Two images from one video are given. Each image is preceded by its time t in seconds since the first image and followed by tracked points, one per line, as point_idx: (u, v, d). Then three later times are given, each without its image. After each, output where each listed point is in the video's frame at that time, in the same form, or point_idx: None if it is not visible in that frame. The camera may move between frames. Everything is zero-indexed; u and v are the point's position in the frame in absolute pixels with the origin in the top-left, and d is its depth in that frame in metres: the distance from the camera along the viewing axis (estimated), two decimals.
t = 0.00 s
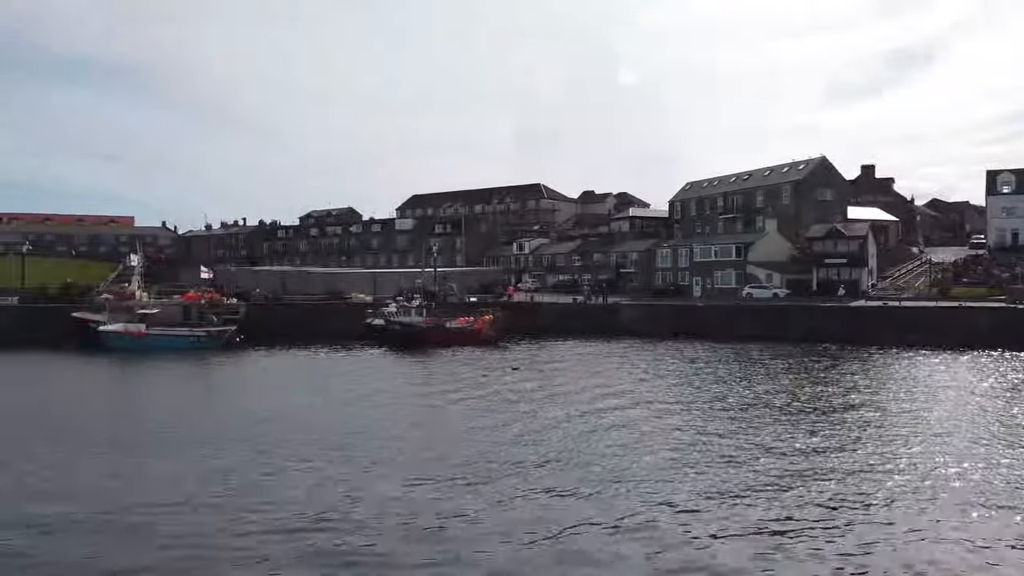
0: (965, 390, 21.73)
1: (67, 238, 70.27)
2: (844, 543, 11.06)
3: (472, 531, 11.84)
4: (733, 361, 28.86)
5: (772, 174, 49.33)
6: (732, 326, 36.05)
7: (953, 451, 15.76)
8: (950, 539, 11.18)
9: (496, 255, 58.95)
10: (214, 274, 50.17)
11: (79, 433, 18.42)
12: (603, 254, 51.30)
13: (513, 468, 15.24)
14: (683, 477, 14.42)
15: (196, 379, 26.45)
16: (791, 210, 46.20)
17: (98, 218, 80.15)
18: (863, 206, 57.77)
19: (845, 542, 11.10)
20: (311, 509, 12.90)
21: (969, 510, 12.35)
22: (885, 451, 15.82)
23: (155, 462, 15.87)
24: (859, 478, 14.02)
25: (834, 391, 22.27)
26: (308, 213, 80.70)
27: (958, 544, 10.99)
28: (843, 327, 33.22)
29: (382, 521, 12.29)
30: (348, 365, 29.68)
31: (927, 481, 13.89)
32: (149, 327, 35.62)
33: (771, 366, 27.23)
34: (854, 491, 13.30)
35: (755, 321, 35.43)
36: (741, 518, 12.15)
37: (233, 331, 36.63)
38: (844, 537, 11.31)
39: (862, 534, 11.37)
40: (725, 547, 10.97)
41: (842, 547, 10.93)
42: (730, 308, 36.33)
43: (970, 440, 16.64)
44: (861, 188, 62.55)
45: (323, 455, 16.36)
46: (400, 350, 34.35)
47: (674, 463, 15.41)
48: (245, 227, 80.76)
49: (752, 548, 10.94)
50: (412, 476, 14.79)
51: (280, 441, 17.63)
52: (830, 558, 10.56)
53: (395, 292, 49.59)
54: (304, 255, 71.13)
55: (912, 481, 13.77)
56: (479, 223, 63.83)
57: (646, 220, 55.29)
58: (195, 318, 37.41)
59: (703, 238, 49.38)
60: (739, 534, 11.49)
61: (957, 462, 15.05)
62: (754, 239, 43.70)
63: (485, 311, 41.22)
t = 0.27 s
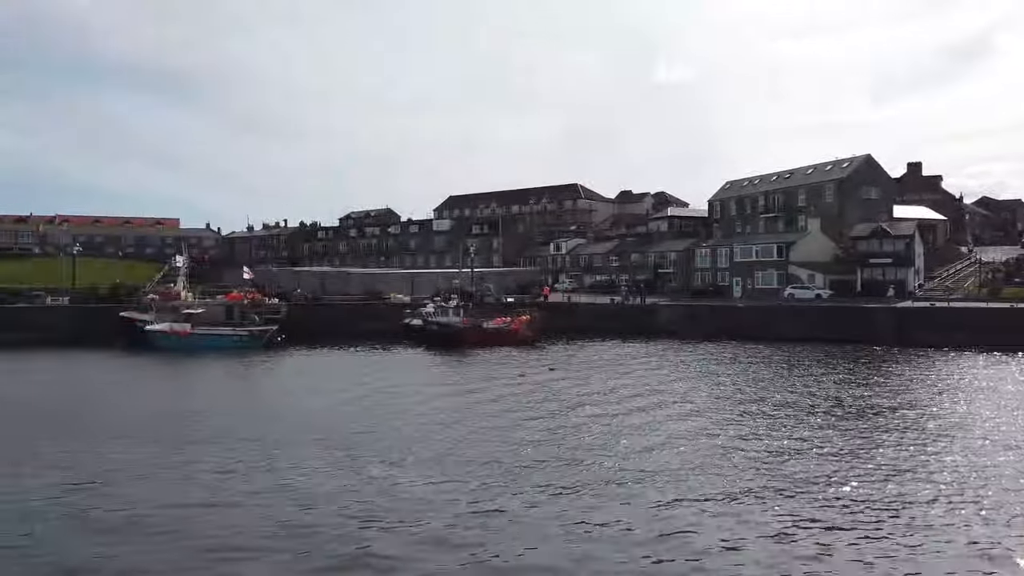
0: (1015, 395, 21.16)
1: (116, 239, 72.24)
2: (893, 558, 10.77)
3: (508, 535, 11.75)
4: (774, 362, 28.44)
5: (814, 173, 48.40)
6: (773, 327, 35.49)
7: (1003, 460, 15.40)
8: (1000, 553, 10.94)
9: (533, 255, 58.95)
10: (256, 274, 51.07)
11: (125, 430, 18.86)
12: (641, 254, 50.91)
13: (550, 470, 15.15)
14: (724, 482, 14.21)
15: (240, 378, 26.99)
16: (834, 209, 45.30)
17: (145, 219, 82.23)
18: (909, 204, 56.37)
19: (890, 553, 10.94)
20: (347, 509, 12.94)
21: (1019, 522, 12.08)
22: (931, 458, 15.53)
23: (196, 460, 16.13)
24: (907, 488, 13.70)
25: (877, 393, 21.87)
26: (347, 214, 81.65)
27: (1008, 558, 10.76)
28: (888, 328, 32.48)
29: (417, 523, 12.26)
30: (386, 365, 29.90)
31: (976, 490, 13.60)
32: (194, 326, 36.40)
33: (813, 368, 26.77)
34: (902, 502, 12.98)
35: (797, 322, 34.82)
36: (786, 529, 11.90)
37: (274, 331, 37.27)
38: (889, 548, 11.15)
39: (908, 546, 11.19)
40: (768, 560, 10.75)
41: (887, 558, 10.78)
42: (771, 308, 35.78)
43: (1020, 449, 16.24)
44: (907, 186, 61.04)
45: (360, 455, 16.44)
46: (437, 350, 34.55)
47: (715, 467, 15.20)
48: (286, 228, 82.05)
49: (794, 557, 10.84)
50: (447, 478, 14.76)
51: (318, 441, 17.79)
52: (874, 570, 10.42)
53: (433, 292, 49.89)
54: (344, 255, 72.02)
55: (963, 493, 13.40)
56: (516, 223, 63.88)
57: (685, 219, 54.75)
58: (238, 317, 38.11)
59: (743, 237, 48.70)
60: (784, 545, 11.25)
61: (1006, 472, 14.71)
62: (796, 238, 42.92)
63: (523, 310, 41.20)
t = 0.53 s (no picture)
0: None
1: (161, 240, 74.02)
2: (943, 568, 10.44)
3: (542, 539, 11.56)
4: (816, 363, 27.96)
5: (858, 170, 47.40)
6: (814, 328, 34.86)
7: None
8: None
9: (569, 256, 58.81)
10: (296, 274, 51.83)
11: (167, 428, 19.18)
12: (679, 254, 50.40)
13: (587, 473, 14.95)
14: (766, 486, 13.95)
15: (281, 377, 27.45)
16: (878, 207, 44.31)
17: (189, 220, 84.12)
18: (957, 203, 54.87)
19: (936, 558, 10.74)
20: (383, 510, 12.88)
21: None
22: (978, 462, 15.19)
23: (239, 458, 16.35)
24: (953, 492, 13.44)
25: (922, 395, 21.41)
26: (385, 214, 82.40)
27: None
28: (934, 330, 31.69)
29: (452, 527, 12.12)
30: (423, 365, 30.04)
31: None
32: (235, 325, 37.02)
33: (856, 370, 26.26)
34: (952, 509, 12.61)
35: (840, 323, 34.14)
36: (831, 535, 11.61)
37: (314, 330, 37.78)
38: (935, 552, 10.96)
39: (955, 551, 10.97)
40: (813, 566, 10.49)
41: (933, 563, 10.59)
42: (812, 308, 35.16)
43: None
44: (954, 184, 59.42)
45: (400, 455, 16.49)
46: (474, 351, 34.65)
47: (755, 470, 14.94)
48: (325, 228, 83.13)
49: (839, 560, 10.69)
50: (482, 480, 14.62)
51: (356, 441, 17.86)
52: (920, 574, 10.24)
53: (470, 292, 50.06)
54: (381, 256, 72.71)
55: (1018, 500, 12.96)
56: (552, 223, 63.81)
57: (723, 219, 54.09)
58: (278, 317, 38.66)
59: (784, 237, 47.89)
60: (829, 552, 10.97)
61: None
62: (838, 237, 42.06)
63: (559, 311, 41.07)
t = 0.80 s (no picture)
0: None
1: (205, 241, 75.65)
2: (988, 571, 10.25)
3: (578, 542, 11.44)
4: (858, 364, 27.44)
5: (903, 167, 46.29)
6: (857, 327, 34.20)
7: None
8: None
9: (606, 255, 58.55)
10: (335, 273, 52.48)
11: (210, 425, 19.54)
12: (718, 253, 49.77)
13: (624, 474, 14.83)
14: (807, 487, 13.75)
15: (321, 375, 27.85)
16: (925, 205, 43.23)
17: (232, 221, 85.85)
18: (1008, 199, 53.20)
19: (980, 561, 10.54)
20: (418, 510, 12.89)
21: None
22: None
23: (282, 454, 16.67)
24: (998, 495, 13.15)
25: (968, 397, 20.91)
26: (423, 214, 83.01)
27: None
28: (983, 329, 30.85)
29: (487, 528, 12.07)
30: (461, 364, 30.14)
31: None
32: (276, 324, 37.60)
33: (900, 371, 25.70)
34: (1000, 513, 12.30)
35: (884, 322, 33.44)
36: (874, 539, 11.37)
37: (353, 329, 38.21)
38: (979, 555, 10.74)
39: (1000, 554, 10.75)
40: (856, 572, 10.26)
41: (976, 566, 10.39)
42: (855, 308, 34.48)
43: None
44: (1005, 179, 57.63)
45: (438, 453, 16.63)
46: (511, 350, 34.69)
47: (795, 472, 14.75)
48: (364, 228, 84.05)
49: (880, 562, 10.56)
50: (519, 481, 14.56)
51: (395, 439, 18.05)
52: None
53: (507, 291, 50.12)
54: (419, 255, 73.26)
55: None
56: (589, 222, 63.59)
57: (764, 217, 53.34)
58: (318, 316, 39.17)
59: (826, 235, 46.99)
60: (871, 556, 10.76)
61: None
62: (883, 235, 41.12)
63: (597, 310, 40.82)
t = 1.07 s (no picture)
0: None
1: (247, 240, 77.01)
2: None
3: (622, 545, 11.26)
4: (905, 365, 26.79)
5: (952, 162, 44.97)
6: (903, 327, 33.42)
7: None
8: None
9: (645, 254, 58.07)
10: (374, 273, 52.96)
11: (253, 423, 19.79)
12: (759, 252, 48.94)
13: (663, 474, 14.70)
14: (853, 491, 13.48)
15: (361, 373, 28.13)
16: (975, 201, 41.98)
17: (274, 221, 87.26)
18: None
19: None
20: (455, 509, 12.93)
21: None
22: None
23: (322, 451, 16.88)
24: None
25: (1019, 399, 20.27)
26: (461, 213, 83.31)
27: None
28: None
29: (523, 527, 12.05)
30: (499, 363, 30.12)
31: None
32: (316, 322, 38.04)
33: (949, 372, 25.01)
34: None
35: (931, 322, 32.69)
36: (926, 545, 11.07)
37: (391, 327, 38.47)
38: None
39: None
40: None
41: None
42: (901, 306, 33.72)
43: None
44: None
45: (477, 452, 16.66)
46: (549, 349, 34.59)
47: (837, 474, 14.49)
48: (402, 227, 84.68)
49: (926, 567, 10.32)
50: (560, 482, 14.43)
51: (434, 437, 18.13)
52: None
53: (545, 290, 49.98)
54: (456, 255, 73.54)
55: None
56: (628, 221, 63.15)
57: (807, 215, 52.43)
58: (357, 315, 39.54)
59: (872, 233, 45.87)
60: (917, 561, 10.53)
61: None
62: (931, 233, 40.00)
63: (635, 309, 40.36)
